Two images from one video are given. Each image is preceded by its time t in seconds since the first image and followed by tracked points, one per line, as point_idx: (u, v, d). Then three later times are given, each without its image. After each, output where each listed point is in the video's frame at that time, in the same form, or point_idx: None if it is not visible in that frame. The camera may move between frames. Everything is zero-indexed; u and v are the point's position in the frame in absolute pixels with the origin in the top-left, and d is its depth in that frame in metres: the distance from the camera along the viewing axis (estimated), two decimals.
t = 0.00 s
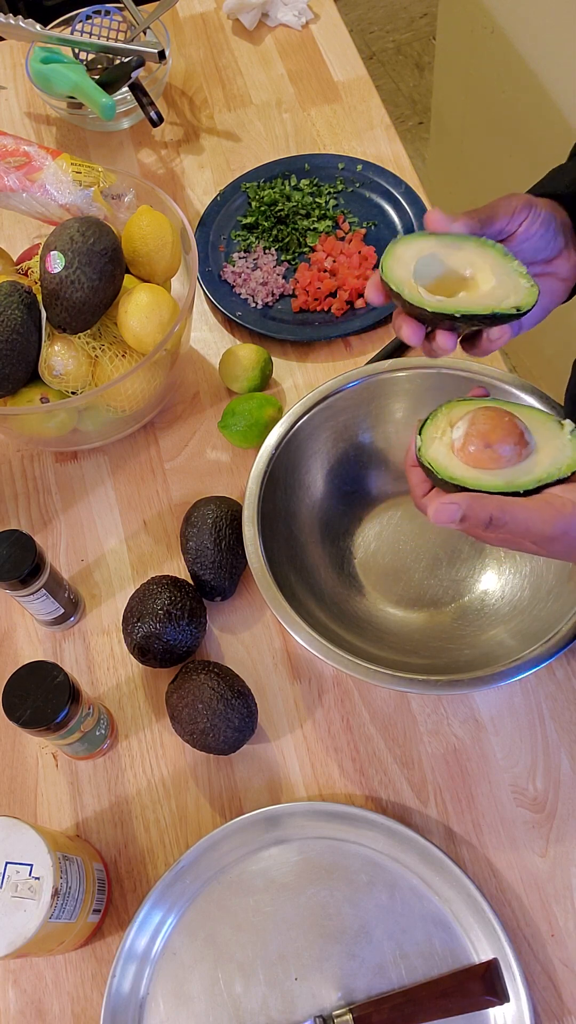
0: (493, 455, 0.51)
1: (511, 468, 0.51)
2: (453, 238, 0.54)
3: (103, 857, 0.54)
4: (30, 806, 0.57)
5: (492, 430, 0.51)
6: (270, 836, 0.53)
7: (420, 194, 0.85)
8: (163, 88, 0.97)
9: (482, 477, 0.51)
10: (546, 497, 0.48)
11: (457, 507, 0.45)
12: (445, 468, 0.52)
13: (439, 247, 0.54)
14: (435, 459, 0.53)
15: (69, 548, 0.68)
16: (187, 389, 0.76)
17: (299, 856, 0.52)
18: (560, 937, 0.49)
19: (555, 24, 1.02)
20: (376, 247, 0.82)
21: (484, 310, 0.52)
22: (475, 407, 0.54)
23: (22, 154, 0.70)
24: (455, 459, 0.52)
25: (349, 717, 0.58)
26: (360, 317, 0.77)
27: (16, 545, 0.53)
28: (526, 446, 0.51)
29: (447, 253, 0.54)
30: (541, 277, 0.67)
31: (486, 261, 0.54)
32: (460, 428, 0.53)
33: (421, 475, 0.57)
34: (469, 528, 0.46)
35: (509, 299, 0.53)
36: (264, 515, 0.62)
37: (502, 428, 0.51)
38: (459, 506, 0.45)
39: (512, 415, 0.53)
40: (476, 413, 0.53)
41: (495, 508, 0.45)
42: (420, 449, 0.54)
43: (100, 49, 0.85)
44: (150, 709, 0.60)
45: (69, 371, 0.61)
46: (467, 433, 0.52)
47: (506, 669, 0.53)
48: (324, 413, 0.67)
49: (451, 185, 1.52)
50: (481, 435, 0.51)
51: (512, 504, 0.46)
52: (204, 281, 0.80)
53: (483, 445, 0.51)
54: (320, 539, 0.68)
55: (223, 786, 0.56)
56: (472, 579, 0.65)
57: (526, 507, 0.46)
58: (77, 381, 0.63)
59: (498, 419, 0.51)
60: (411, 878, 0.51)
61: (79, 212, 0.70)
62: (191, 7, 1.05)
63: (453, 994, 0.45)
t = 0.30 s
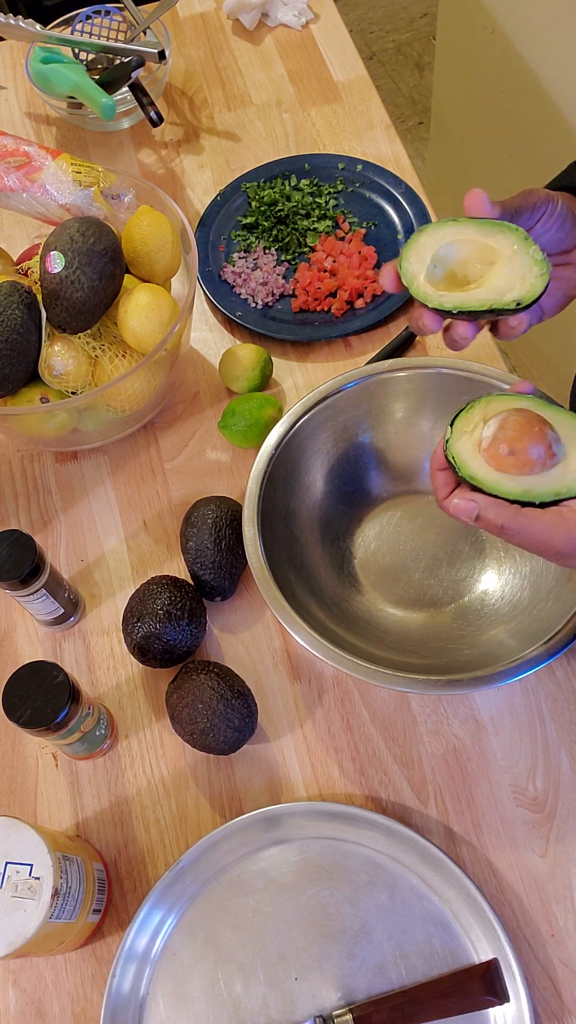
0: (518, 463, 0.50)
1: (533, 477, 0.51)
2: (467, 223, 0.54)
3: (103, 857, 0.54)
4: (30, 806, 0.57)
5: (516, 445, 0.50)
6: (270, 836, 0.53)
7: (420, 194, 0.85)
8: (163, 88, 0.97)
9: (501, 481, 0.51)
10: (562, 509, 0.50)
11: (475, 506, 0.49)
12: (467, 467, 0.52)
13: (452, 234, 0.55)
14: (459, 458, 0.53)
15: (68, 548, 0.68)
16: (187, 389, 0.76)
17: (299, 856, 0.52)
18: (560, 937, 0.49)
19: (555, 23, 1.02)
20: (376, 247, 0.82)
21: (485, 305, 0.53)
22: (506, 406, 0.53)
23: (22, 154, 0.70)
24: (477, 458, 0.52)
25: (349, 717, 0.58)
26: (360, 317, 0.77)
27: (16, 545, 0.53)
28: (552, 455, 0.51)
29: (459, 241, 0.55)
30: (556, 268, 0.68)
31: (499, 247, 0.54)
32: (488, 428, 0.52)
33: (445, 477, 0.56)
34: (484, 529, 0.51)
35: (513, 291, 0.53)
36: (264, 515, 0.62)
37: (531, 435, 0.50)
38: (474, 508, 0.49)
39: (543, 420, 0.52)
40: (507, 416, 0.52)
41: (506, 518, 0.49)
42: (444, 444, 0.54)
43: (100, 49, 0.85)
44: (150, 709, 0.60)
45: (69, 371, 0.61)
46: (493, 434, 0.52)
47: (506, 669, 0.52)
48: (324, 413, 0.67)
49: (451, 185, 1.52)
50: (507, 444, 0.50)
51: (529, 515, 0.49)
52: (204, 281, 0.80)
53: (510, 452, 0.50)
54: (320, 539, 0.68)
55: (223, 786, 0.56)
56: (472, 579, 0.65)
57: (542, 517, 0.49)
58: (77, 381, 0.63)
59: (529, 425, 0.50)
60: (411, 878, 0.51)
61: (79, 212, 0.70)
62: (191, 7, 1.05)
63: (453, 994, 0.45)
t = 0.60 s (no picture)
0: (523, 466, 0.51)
1: (538, 484, 0.51)
2: (468, 230, 0.55)
3: (103, 857, 0.54)
4: (30, 806, 0.57)
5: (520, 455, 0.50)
6: (270, 836, 0.53)
7: (420, 194, 0.85)
8: (163, 88, 0.97)
9: (503, 484, 0.52)
10: (562, 514, 0.51)
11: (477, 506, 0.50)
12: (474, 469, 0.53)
13: (455, 241, 0.55)
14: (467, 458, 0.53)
15: (68, 547, 0.68)
16: (187, 389, 0.76)
17: (299, 856, 0.52)
18: (560, 937, 0.49)
19: (555, 23, 1.02)
20: (376, 247, 0.82)
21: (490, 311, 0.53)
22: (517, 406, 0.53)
23: (22, 154, 0.70)
24: (484, 460, 0.53)
25: (349, 717, 0.58)
26: (360, 317, 0.77)
27: (16, 545, 0.53)
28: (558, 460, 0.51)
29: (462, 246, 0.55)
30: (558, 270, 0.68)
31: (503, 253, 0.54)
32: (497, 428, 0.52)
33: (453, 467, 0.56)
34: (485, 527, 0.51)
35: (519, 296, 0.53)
36: (264, 515, 0.62)
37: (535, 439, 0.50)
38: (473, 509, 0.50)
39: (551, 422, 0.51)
40: (515, 416, 0.52)
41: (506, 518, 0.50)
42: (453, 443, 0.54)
43: (100, 49, 0.85)
44: (150, 709, 0.60)
45: (69, 371, 0.61)
46: (500, 436, 0.52)
47: (506, 669, 0.52)
48: (324, 413, 0.67)
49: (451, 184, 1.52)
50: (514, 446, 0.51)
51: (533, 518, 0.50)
52: (204, 281, 0.80)
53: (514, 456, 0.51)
54: (320, 540, 0.68)
55: (223, 786, 0.56)
56: (472, 579, 0.65)
57: (543, 519, 0.50)
58: (77, 381, 0.63)
59: (536, 429, 0.50)
60: (411, 878, 0.51)
61: (79, 212, 0.70)
62: (191, 7, 1.05)
63: (453, 994, 0.45)
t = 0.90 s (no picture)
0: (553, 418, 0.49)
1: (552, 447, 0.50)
2: (472, 246, 0.55)
3: (103, 857, 0.54)
4: (30, 806, 0.57)
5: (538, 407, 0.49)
6: (270, 836, 0.53)
7: (420, 194, 0.85)
8: (163, 88, 0.97)
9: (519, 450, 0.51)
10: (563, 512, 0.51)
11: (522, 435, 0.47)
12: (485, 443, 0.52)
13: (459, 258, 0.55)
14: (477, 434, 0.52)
15: (68, 547, 0.68)
16: (187, 389, 0.76)
17: (299, 856, 0.52)
18: (560, 937, 0.49)
19: (555, 23, 1.02)
20: (376, 247, 0.82)
21: (496, 334, 0.53)
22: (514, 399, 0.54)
23: (22, 154, 0.70)
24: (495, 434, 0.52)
25: (349, 717, 0.58)
26: (360, 317, 0.77)
27: (16, 545, 0.53)
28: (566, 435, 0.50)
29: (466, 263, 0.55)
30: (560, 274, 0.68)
31: (508, 272, 0.54)
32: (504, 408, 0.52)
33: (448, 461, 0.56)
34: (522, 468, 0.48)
35: (525, 319, 0.53)
36: (264, 516, 0.62)
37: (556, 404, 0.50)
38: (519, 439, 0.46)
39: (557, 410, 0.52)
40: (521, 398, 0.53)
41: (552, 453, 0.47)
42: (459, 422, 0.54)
43: (100, 49, 0.85)
44: (150, 710, 0.60)
45: (69, 371, 0.61)
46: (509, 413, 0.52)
47: (506, 669, 0.52)
48: (324, 413, 0.67)
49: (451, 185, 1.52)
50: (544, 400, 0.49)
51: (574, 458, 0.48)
52: (204, 281, 0.80)
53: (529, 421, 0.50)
54: (320, 540, 0.68)
55: (223, 786, 0.56)
56: (472, 579, 0.65)
57: None
58: (77, 381, 0.63)
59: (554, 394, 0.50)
60: (411, 878, 0.51)
61: (79, 212, 0.70)
62: (191, 7, 1.05)
63: (453, 994, 0.45)
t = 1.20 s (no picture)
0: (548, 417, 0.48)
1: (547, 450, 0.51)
2: (471, 245, 0.54)
3: (103, 857, 0.54)
4: (30, 806, 0.57)
5: (533, 413, 0.50)
6: (270, 836, 0.53)
7: (420, 194, 0.85)
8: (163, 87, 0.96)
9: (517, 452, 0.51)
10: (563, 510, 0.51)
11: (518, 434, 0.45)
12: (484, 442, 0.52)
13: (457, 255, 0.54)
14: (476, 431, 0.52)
15: (68, 547, 0.68)
16: (187, 389, 0.76)
17: (299, 856, 0.52)
18: (560, 937, 0.49)
19: (555, 24, 1.02)
20: (376, 247, 0.82)
21: (491, 335, 0.53)
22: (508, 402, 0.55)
23: (22, 154, 0.70)
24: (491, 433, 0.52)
25: (349, 717, 0.58)
26: (360, 316, 0.77)
27: (16, 545, 0.53)
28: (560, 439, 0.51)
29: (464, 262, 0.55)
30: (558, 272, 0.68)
31: (504, 272, 0.54)
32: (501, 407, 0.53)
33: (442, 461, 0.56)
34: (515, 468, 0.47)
35: (519, 321, 0.53)
36: (264, 515, 0.62)
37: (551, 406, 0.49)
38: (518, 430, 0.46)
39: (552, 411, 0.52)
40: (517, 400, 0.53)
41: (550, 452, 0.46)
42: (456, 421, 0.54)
43: (99, 49, 0.85)
44: (150, 710, 0.60)
45: (68, 371, 0.61)
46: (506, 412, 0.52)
47: (507, 669, 0.52)
48: (324, 413, 0.67)
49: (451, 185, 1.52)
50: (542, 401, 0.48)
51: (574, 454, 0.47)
52: (204, 281, 0.80)
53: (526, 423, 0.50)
54: (320, 539, 0.68)
55: (223, 785, 0.56)
56: (472, 579, 0.65)
57: None
58: (77, 381, 0.63)
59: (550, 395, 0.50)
60: (411, 878, 0.51)
61: (79, 212, 0.70)
62: (191, 7, 1.05)
63: (453, 995, 0.45)
